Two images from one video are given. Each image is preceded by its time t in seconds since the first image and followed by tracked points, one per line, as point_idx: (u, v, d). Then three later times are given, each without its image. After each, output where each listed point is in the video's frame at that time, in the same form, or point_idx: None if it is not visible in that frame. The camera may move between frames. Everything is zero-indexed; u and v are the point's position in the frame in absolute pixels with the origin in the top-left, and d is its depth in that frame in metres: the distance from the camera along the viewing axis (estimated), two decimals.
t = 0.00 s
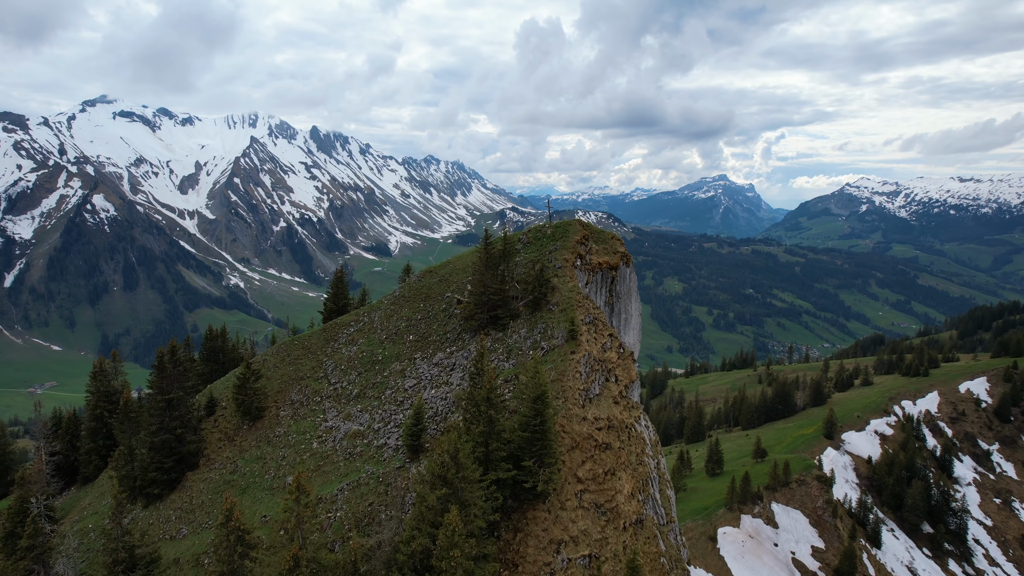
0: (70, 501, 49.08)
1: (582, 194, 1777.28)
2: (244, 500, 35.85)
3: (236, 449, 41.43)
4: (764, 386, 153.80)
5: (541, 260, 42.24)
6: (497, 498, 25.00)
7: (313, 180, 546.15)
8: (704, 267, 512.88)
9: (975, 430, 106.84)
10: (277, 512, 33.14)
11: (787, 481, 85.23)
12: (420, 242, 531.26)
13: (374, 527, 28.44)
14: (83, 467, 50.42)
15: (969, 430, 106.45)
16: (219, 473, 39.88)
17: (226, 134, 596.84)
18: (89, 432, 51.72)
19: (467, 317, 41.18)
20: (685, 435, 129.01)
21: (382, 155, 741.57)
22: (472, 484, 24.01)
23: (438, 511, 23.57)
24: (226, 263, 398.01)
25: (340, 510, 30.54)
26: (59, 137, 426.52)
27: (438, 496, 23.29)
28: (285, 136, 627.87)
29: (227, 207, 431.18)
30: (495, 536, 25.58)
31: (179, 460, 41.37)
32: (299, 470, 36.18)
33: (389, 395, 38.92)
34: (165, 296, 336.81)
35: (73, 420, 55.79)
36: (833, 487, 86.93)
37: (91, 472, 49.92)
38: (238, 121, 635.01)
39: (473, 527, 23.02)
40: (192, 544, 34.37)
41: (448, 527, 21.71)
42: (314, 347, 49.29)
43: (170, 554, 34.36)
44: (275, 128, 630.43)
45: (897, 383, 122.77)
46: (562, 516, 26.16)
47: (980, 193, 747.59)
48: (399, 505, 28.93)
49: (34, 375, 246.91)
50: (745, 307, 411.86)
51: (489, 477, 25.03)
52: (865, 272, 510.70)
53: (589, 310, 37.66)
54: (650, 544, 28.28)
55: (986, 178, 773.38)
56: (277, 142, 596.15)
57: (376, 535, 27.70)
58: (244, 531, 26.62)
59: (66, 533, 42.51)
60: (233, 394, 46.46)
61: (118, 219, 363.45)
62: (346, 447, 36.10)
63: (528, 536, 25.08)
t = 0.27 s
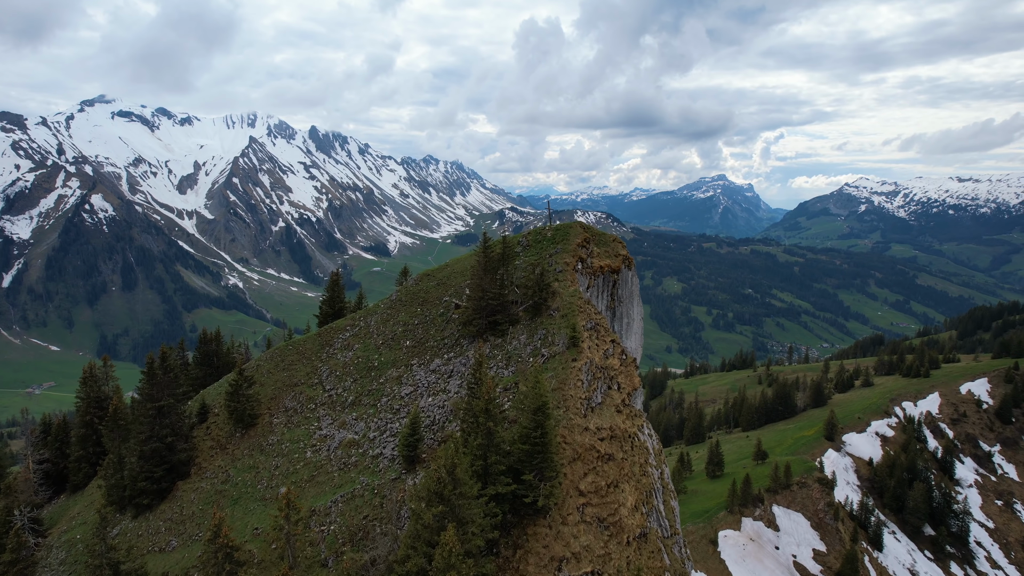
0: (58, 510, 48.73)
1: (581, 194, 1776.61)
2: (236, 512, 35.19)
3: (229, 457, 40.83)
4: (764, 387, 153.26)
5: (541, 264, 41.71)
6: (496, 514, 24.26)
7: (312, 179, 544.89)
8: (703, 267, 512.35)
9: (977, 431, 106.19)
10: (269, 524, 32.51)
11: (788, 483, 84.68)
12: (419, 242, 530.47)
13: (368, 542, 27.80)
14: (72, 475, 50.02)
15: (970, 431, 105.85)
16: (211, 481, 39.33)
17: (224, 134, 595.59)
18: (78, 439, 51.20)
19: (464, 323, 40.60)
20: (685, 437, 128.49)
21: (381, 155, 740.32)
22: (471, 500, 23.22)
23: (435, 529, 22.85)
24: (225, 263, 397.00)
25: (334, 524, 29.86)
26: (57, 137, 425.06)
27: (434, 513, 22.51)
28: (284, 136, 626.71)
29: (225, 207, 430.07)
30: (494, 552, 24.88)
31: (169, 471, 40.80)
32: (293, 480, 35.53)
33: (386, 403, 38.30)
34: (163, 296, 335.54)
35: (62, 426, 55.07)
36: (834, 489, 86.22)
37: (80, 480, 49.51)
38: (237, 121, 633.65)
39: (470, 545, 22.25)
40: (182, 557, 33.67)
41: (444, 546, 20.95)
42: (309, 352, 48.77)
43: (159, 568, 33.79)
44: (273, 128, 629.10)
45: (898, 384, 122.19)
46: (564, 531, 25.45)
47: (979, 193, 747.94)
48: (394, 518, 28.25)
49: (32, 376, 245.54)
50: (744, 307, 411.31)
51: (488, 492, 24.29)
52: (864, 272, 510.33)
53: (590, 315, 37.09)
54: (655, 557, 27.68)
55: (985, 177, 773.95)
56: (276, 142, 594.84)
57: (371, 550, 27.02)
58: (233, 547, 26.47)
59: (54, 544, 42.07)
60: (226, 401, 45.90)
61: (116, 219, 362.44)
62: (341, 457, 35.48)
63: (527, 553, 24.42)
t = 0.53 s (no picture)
0: (46, 519, 48.43)
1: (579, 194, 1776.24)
2: (227, 523, 34.58)
3: (221, 467, 40.30)
4: (764, 388, 152.84)
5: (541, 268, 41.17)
6: (495, 531, 23.54)
7: (310, 179, 543.74)
8: (702, 267, 512.07)
9: (978, 432, 105.57)
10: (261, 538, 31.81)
11: (788, 486, 84.18)
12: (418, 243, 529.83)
13: (362, 557, 27.17)
14: (61, 483, 49.77)
15: (971, 432, 105.25)
16: (202, 492, 38.82)
17: (223, 134, 594.52)
18: (67, 446, 50.88)
19: (462, 329, 40.02)
20: (684, 438, 127.97)
21: (379, 155, 739.22)
22: (470, 518, 22.41)
23: (431, 549, 22.07)
24: (223, 263, 395.61)
25: (327, 538, 29.23)
26: (55, 137, 423.31)
27: (429, 532, 21.82)
28: (283, 136, 625.67)
29: (224, 207, 428.96)
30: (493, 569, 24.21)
31: (159, 481, 40.33)
32: (287, 492, 34.89)
33: (381, 410, 37.71)
34: (161, 296, 334.04)
35: (51, 433, 54.66)
36: (836, 492, 85.56)
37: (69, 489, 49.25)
38: (235, 121, 632.04)
39: (468, 566, 21.46)
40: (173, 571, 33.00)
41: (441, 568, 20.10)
42: (303, 358, 48.27)
43: None
44: (272, 128, 627.91)
45: (899, 385, 121.64)
46: (567, 548, 24.72)
47: (977, 193, 748.60)
48: (389, 533, 27.65)
49: (29, 376, 244.31)
50: (743, 307, 411.06)
51: (486, 508, 23.44)
52: (863, 272, 510.34)
53: (592, 321, 36.48)
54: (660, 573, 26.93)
55: (983, 177, 774.68)
56: (275, 142, 593.69)
57: (365, 568, 26.35)
58: (220, 565, 25.69)
59: (39, 556, 41.48)
60: (218, 408, 45.47)
61: (115, 219, 361.32)
62: (335, 467, 34.86)
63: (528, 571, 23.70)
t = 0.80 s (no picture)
0: (34, 528, 47.93)
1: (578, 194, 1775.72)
2: (218, 537, 33.94)
3: (213, 476, 39.69)
4: (764, 389, 152.41)
5: (541, 273, 40.57)
6: (494, 551, 22.77)
7: (309, 179, 542.59)
8: (701, 267, 511.75)
9: (979, 434, 104.93)
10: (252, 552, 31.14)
11: (790, 489, 83.60)
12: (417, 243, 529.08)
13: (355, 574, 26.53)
14: (49, 492, 49.34)
15: (972, 434, 104.71)
16: (192, 503, 38.23)
17: (222, 134, 593.30)
18: (56, 453, 50.42)
19: (460, 335, 39.37)
20: (684, 440, 127.43)
21: (378, 155, 738.12)
22: (468, 538, 21.62)
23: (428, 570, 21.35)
24: (222, 263, 394.31)
25: (319, 554, 28.55)
26: (53, 137, 421.81)
27: (425, 552, 21.00)
28: (281, 135, 624.46)
29: (223, 207, 427.86)
30: None
31: (149, 491, 39.76)
32: (279, 503, 34.19)
33: (377, 419, 37.02)
34: (160, 297, 332.62)
35: (40, 439, 54.17)
36: (837, 494, 84.99)
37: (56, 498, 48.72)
38: (234, 121, 630.55)
39: None
40: None
41: None
42: (298, 364, 47.70)
43: None
44: (271, 128, 626.61)
45: (899, 386, 121.04)
46: (569, 565, 24.05)
47: (976, 193, 749.47)
48: (383, 549, 27.01)
49: (27, 376, 243.28)
50: (742, 307, 410.76)
51: (484, 525, 22.65)
52: (862, 272, 510.41)
53: (593, 327, 35.91)
54: None
55: (982, 177, 775.66)
56: (273, 142, 592.48)
57: None
58: None
59: (26, 567, 40.92)
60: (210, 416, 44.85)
61: (113, 219, 359.92)
62: (329, 478, 34.20)
63: None
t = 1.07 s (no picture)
0: (21, 538, 47.35)
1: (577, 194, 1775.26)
2: (208, 550, 33.47)
3: (204, 485, 39.13)
4: (763, 390, 152.03)
5: (541, 276, 40.00)
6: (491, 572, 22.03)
7: (308, 179, 541.37)
8: (700, 267, 511.58)
9: (980, 435, 104.28)
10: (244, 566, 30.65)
11: (790, 491, 83.12)
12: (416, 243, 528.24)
13: None
14: (38, 501, 48.75)
15: (973, 435, 104.10)
16: (181, 514, 37.74)
17: (220, 134, 591.92)
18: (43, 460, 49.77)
19: (457, 341, 38.67)
20: (683, 441, 126.99)
21: (377, 155, 737.13)
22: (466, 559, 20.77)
23: None
24: (221, 263, 393.03)
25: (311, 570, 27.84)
26: (51, 136, 420.31)
27: None
28: (280, 135, 623.37)
29: (221, 207, 426.58)
30: None
31: (136, 501, 39.29)
32: (272, 516, 33.55)
33: (373, 428, 36.36)
34: (158, 297, 331.09)
35: (27, 446, 53.40)
36: (838, 497, 84.33)
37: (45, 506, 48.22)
38: (233, 121, 629.10)
39: None
40: None
41: None
42: (291, 370, 47.05)
43: None
44: (270, 128, 625.29)
45: (899, 387, 120.49)
46: None
47: (974, 193, 750.41)
48: (374, 565, 26.46)
49: (25, 377, 242.40)
50: (740, 307, 410.70)
51: (482, 545, 22.00)
52: (860, 272, 510.61)
53: (595, 333, 35.40)
54: None
55: (980, 177, 776.48)
56: (272, 142, 591.00)
57: None
58: None
59: None
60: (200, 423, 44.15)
61: (111, 219, 358.67)
62: (322, 489, 33.57)
63: None
